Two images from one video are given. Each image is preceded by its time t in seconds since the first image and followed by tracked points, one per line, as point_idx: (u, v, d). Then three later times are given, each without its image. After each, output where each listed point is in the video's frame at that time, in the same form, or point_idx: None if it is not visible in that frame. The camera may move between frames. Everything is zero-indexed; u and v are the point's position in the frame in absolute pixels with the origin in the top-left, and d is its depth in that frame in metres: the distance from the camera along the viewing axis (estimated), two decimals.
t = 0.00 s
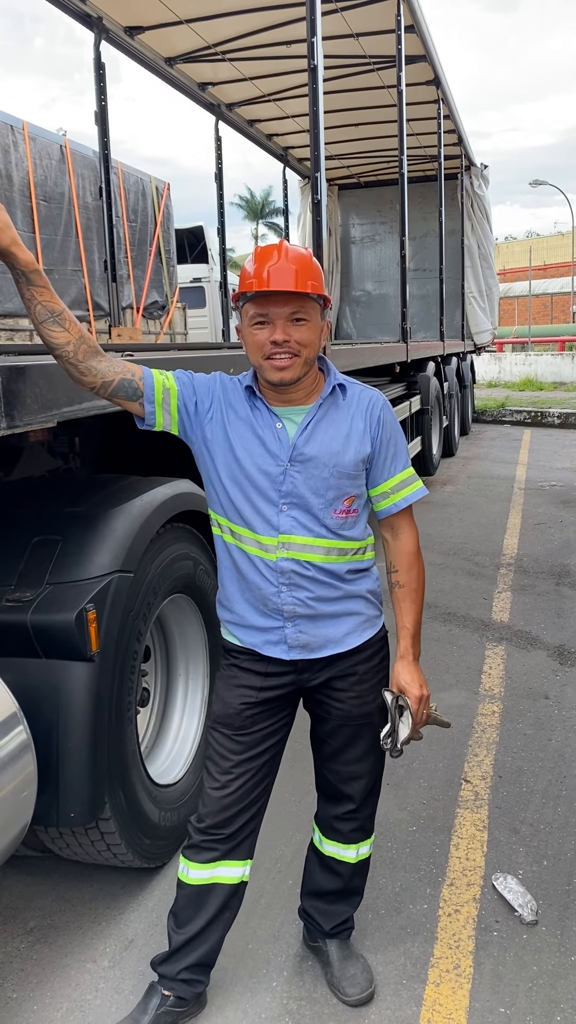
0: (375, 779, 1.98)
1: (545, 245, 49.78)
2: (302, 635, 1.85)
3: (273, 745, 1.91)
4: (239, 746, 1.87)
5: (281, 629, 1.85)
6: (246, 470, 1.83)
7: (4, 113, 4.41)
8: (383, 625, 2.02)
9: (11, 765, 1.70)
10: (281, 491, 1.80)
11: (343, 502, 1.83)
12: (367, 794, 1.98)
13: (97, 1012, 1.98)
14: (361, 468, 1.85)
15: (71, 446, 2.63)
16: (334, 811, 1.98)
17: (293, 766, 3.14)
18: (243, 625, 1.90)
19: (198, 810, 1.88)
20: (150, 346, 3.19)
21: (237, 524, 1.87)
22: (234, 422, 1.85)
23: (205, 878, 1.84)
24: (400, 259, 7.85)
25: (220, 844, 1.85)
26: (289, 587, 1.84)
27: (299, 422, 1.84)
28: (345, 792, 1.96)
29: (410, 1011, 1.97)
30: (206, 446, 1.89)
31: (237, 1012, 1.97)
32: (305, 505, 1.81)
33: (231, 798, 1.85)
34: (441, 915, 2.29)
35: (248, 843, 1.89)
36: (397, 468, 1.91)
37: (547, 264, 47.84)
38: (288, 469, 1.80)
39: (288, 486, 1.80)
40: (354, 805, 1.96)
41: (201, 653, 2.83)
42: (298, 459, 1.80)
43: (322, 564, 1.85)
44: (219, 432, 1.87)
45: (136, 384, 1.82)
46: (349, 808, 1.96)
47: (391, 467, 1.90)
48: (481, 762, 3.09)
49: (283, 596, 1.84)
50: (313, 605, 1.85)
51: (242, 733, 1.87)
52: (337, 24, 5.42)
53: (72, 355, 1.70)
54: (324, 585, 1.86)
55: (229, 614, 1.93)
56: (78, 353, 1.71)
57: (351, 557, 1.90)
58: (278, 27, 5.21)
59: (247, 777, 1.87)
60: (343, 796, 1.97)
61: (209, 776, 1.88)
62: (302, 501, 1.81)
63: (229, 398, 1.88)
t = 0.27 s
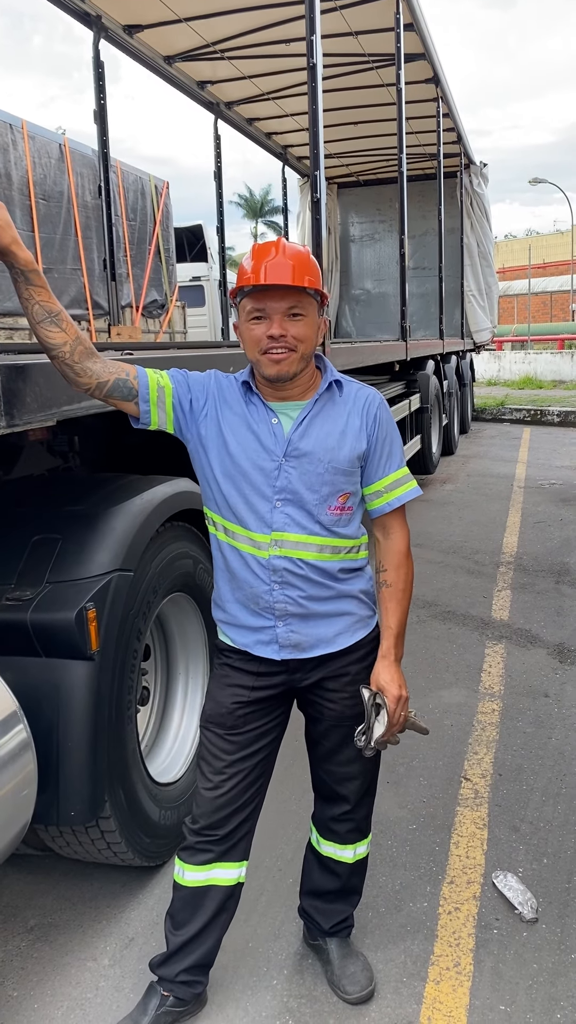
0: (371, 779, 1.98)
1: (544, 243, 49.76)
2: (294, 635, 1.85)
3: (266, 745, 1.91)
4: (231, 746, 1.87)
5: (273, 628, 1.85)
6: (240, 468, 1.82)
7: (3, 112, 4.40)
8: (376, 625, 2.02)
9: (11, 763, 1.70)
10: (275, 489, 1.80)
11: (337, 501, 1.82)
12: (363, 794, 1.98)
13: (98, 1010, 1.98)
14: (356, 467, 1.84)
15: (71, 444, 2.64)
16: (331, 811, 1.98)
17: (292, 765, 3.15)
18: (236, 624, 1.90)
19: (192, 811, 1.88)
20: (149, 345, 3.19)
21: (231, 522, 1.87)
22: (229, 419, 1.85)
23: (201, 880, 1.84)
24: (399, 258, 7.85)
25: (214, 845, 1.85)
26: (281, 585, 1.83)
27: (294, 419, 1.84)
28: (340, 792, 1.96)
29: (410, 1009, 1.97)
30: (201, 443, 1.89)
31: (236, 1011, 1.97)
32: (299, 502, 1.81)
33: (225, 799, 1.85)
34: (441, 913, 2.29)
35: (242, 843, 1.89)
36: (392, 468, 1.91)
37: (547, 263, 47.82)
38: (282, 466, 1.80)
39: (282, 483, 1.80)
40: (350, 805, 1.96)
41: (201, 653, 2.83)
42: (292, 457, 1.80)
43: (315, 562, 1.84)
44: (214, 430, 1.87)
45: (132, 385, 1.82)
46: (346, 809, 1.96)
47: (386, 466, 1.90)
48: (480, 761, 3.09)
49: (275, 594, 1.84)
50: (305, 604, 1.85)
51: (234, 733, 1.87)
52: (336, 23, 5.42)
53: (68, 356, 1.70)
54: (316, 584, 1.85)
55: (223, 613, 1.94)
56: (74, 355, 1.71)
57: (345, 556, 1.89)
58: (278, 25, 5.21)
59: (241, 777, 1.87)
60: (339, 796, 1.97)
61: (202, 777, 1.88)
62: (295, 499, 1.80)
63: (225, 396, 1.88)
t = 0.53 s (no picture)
0: (370, 778, 1.98)
1: (543, 241, 49.74)
2: (292, 633, 1.85)
3: (264, 743, 1.92)
4: (230, 744, 1.87)
5: (272, 627, 1.85)
6: (238, 465, 1.82)
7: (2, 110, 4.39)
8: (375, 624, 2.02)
9: (12, 761, 1.70)
10: (274, 487, 1.80)
11: (335, 499, 1.82)
12: (363, 793, 1.98)
13: (98, 1009, 1.98)
14: (354, 466, 1.85)
15: (71, 442, 2.64)
16: (331, 809, 1.98)
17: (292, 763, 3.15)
18: (235, 623, 1.90)
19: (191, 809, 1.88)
20: (148, 343, 3.19)
21: (229, 520, 1.87)
22: (228, 416, 1.85)
23: (200, 880, 1.84)
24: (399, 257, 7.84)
25: (213, 844, 1.85)
26: (280, 583, 1.83)
27: (293, 417, 1.84)
28: (340, 791, 1.96)
29: (410, 1007, 1.97)
30: (200, 441, 1.88)
31: (236, 1009, 1.97)
32: (297, 500, 1.81)
33: (223, 797, 1.85)
34: (441, 911, 2.29)
35: (240, 842, 1.89)
36: (391, 467, 1.91)
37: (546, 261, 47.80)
38: (281, 464, 1.80)
39: (280, 481, 1.80)
40: (349, 804, 1.96)
41: (201, 652, 2.83)
42: (291, 454, 1.80)
43: (313, 560, 1.84)
44: (212, 427, 1.86)
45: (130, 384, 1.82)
46: (345, 807, 1.97)
47: (385, 465, 1.90)
48: (480, 759, 3.09)
49: (274, 592, 1.84)
50: (303, 602, 1.85)
51: (232, 731, 1.87)
52: (336, 21, 5.41)
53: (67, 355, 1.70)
54: (315, 582, 1.85)
55: (221, 612, 1.93)
56: (73, 354, 1.71)
57: (344, 554, 1.89)
58: (277, 24, 5.21)
59: (239, 775, 1.87)
60: (338, 795, 1.97)
61: (200, 776, 1.88)
62: (294, 496, 1.80)
63: (224, 393, 1.88)
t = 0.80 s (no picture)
0: (371, 775, 1.98)
1: (543, 239, 49.70)
2: (295, 629, 1.85)
3: (266, 741, 1.91)
4: (231, 742, 1.87)
5: (274, 623, 1.85)
6: (241, 463, 1.82)
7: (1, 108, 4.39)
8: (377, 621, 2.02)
9: (12, 760, 1.70)
10: (277, 484, 1.80)
11: (338, 496, 1.83)
12: (363, 791, 1.98)
13: (99, 1006, 1.98)
14: (357, 464, 1.85)
15: (70, 441, 2.65)
16: (332, 807, 1.98)
17: (293, 761, 3.15)
18: (237, 620, 1.89)
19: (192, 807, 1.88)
20: (149, 341, 3.19)
21: (231, 516, 1.87)
22: (231, 413, 1.85)
23: (201, 877, 1.84)
24: (398, 255, 7.83)
25: (214, 842, 1.85)
26: (282, 580, 1.83)
27: (296, 416, 1.83)
28: (340, 789, 1.96)
29: (410, 1005, 1.97)
30: (202, 437, 1.88)
31: (237, 1007, 1.97)
32: (300, 498, 1.81)
33: (224, 796, 1.85)
34: (442, 908, 2.29)
35: (242, 841, 1.89)
36: (394, 466, 1.91)
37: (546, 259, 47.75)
38: (284, 461, 1.80)
39: (283, 478, 1.80)
40: (350, 802, 1.96)
41: (201, 650, 2.83)
42: (293, 452, 1.80)
43: (316, 557, 1.84)
44: (215, 424, 1.86)
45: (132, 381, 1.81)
46: (345, 805, 1.97)
47: (388, 464, 1.90)
48: (480, 757, 3.09)
49: (276, 589, 1.84)
50: (306, 600, 1.85)
51: (234, 728, 1.87)
52: (335, 19, 5.40)
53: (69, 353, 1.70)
54: (317, 578, 1.85)
55: (223, 609, 1.93)
56: (75, 351, 1.71)
57: (346, 551, 1.89)
58: (276, 22, 5.20)
59: (241, 774, 1.87)
60: (338, 792, 1.97)
61: (202, 774, 1.87)
62: (296, 493, 1.80)
63: (226, 389, 1.87)
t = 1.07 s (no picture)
0: (372, 773, 1.98)
1: (544, 238, 49.66)
2: (299, 628, 1.85)
3: (270, 738, 1.92)
4: (236, 739, 1.87)
5: (278, 623, 1.85)
6: (243, 464, 1.82)
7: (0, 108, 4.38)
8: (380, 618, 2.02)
9: (12, 759, 1.70)
10: (279, 485, 1.80)
11: (340, 496, 1.83)
12: (365, 787, 1.98)
13: (100, 1005, 1.98)
14: (359, 465, 1.85)
15: (70, 440, 2.65)
16: (333, 804, 1.98)
17: (294, 759, 3.15)
18: (241, 620, 1.89)
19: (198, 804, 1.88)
20: (149, 339, 3.18)
21: (234, 517, 1.86)
22: (233, 414, 1.84)
23: (204, 873, 1.84)
24: (399, 254, 7.83)
25: (218, 838, 1.85)
26: (285, 579, 1.83)
27: (298, 417, 1.83)
28: (342, 785, 1.96)
29: (411, 1003, 1.97)
30: (204, 437, 1.87)
31: (237, 1005, 1.98)
32: (303, 499, 1.81)
33: (229, 792, 1.85)
34: (442, 906, 2.30)
35: (246, 837, 1.89)
36: (396, 462, 1.90)
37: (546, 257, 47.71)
38: (286, 462, 1.80)
39: (286, 479, 1.80)
40: (352, 799, 1.96)
41: (202, 648, 2.83)
42: (296, 453, 1.80)
43: (318, 557, 1.85)
44: (218, 424, 1.86)
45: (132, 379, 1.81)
46: (347, 802, 1.97)
47: (389, 463, 1.89)
48: (481, 755, 3.09)
49: (280, 589, 1.84)
50: (309, 599, 1.85)
51: (238, 725, 1.87)
52: (334, 17, 5.40)
53: (69, 353, 1.70)
54: (320, 577, 1.85)
55: (227, 609, 1.93)
56: (75, 351, 1.70)
57: (348, 550, 1.89)
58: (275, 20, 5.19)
59: (245, 770, 1.87)
60: (340, 789, 1.97)
61: (207, 770, 1.88)
62: (299, 494, 1.80)
63: (227, 389, 1.86)
